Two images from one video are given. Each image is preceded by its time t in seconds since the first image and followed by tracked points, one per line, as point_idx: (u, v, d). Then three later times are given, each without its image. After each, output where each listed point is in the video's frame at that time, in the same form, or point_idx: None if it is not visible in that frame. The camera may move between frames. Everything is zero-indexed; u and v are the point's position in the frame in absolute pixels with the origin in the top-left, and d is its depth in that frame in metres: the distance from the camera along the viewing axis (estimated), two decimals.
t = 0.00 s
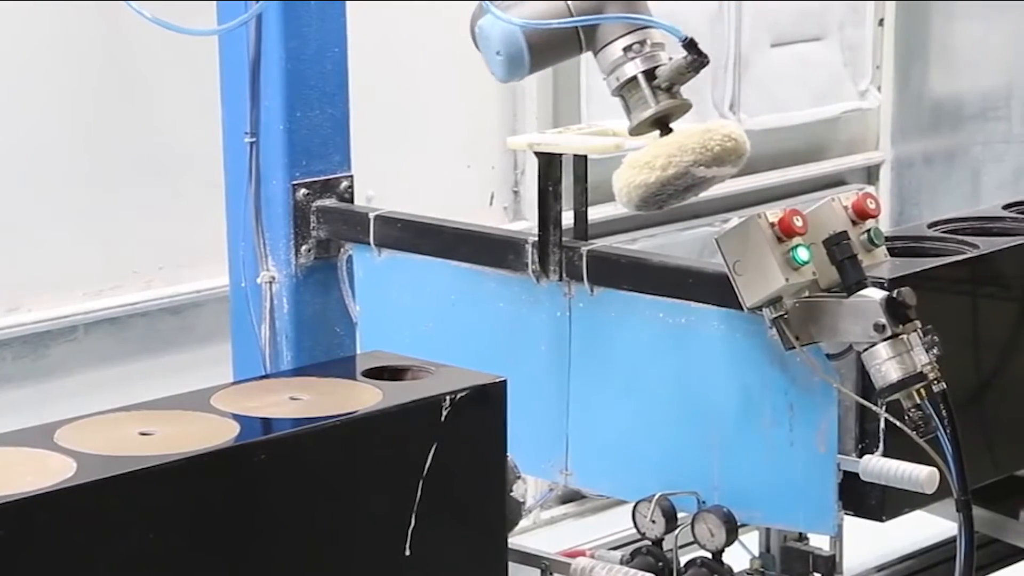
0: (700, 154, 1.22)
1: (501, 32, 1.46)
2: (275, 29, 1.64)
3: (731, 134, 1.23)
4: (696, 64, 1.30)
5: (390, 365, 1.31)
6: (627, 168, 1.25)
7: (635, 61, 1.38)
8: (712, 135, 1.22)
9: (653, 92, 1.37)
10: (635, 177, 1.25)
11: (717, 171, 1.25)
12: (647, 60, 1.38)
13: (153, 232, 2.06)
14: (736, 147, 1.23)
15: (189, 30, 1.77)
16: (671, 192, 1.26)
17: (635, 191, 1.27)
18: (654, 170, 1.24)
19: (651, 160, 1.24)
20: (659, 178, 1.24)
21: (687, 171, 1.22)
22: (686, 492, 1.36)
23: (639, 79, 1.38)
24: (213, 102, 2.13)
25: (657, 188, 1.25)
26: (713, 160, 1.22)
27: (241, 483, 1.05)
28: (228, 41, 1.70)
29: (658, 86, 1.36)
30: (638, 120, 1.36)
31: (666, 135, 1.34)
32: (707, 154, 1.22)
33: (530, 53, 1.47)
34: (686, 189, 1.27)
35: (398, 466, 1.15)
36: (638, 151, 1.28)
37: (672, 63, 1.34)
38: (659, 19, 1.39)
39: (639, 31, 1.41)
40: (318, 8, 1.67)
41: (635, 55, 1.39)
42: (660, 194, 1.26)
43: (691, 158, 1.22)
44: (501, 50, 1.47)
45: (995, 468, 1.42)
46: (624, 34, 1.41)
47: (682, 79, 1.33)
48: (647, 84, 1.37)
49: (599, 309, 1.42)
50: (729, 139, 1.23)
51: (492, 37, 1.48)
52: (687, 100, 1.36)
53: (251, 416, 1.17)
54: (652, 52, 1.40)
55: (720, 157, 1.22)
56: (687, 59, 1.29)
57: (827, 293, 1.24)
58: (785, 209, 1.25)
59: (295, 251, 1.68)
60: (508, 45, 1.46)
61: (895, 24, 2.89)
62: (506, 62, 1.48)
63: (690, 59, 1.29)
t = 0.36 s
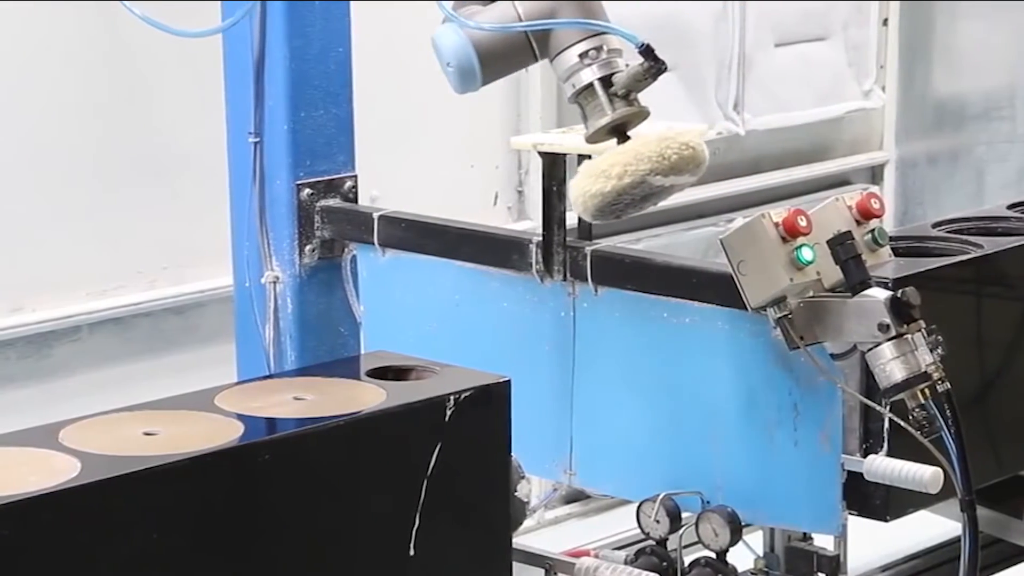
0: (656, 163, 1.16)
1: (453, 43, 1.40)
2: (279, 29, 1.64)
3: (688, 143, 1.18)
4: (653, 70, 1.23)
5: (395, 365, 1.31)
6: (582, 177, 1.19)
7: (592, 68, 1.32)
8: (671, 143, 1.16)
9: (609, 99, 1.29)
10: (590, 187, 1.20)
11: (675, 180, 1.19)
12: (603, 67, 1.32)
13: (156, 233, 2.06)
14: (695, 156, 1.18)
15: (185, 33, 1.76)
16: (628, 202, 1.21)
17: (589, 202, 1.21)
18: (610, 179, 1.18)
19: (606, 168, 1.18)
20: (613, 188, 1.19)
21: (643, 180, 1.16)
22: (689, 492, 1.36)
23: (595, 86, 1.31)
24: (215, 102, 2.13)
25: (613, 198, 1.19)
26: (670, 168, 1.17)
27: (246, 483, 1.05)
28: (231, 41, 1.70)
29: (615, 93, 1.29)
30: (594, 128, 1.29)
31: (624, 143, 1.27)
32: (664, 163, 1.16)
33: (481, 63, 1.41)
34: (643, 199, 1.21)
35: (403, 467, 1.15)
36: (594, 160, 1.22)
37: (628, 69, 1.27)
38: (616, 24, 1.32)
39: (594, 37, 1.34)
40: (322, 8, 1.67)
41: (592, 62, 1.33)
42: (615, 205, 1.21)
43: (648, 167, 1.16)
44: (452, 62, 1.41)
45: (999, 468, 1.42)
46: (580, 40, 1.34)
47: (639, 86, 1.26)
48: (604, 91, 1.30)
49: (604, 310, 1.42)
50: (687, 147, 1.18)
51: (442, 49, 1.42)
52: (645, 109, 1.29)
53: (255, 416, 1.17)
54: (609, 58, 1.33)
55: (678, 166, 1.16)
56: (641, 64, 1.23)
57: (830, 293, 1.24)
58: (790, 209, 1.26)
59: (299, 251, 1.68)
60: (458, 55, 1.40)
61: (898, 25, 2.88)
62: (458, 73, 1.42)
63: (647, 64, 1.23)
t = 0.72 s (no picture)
0: (615, 171, 1.17)
1: (411, 56, 1.45)
2: (284, 30, 1.64)
3: (648, 150, 1.19)
4: (613, 77, 1.29)
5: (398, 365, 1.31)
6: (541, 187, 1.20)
7: (551, 75, 1.35)
8: (630, 151, 1.17)
9: (568, 105, 1.34)
10: (550, 195, 1.21)
11: (636, 187, 1.20)
12: (562, 73, 1.35)
13: (160, 232, 2.06)
14: (655, 163, 1.19)
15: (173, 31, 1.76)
16: (589, 208, 1.22)
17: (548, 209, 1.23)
18: (568, 188, 1.19)
19: (563, 177, 1.20)
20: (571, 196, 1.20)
21: (601, 189, 1.18)
22: (694, 492, 1.36)
23: (554, 93, 1.35)
24: (219, 102, 2.13)
25: (572, 207, 1.21)
26: (630, 176, 1.18)
27: (250, 484, 1.05)
28: (235, 40, 1.70)
29: (573, 100, 1.34)
30: (553, 136, 1.34)
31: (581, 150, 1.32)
32: (623, 171, 1.17)
33: (438, 76, 1.45)
34: (605, 205, 1.22)
35: (407, 467, 1.15)
36: (555, 167, 1.24)
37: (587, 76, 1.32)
38: (574, 31, 1.35)
39: (552, 44, 1.38)
40: (327, 8, 1.67)
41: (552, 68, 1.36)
42: (573, 212, 1.22)
43: (606, 175, 1.17)
44: (409, 75, 1.46)
45: (1004, 468, 1.42)
46: (539, 47, 1.38)
47: (599, 93, 1.31)
48: (563, 98, 1.35)
49: (608, 309, 1.41)
50: (647, 154, 1.19)
51: (401, 61, 1.46)
52: (604, 115, 1.34)
53: (259, 416, 1.17)
54: (568, 64, 1.37)
55: (637, 174, 1.17)
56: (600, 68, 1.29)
57: (834, 293, 1.25)
58: (794, 209, 1.26)
59: (303, 251, 1.68)
60: (414, 70, 1.45)
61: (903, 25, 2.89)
62: (414, 86, 1.46)
63: (606, 71, 1.29)
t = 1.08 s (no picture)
0: (607, 179, 1.19)
1: (406, 62, 1.49)
2: (290, 30, 1.64)
3: (642, 158, 1.20)
4: (607, 83, 1.29)
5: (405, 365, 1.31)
6: (534, 194, 1.23)
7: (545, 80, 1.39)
8: (623, 159, 1.19)
9: (562, 111, 1.37)
10: (544, 201, 1.23)
11: (629, 193, 1.22)
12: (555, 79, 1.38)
13: (165, 233, 2.06)
14: (648, 170, 1.20)
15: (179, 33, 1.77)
16: (582, 213, 1.25)
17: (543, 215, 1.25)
18: (561, 195, 1.22)
19: (557, 184, 1.22)
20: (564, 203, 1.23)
21: (594, 197, 1.20)
22: (700, 492, 1.36)
23: (548, 99, 1.38)
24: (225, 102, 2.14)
25: (565, 212, 1.23)
26: (623, 184, 1.20)
27: (256, 483, 1.05)
28: (241, 39, 1.70)
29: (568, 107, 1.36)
30: (548, 141, 1.36)
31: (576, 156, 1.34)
32: (616, 180, 1.19)
33: (430, 83, 1.50)
34: (598, 210, 1.25)
35: (413, 467, 1.15)
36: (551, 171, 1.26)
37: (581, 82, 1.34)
38: (567, 38, 1.39)
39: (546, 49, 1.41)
40: (333, 8, 1.67)
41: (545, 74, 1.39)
42: (567, 217, 1.25)
43: (599, 183, 1.19)
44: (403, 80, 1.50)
45: (1011, 468, 1.42)
46: (533, 53, 1.41)
47: (592, 99, 1.32)
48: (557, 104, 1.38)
49: (614, 310, 1.41)
50: (641, 162, 1.21)
51: (395, 66, 1.50)
52: (599, 122, 1.35)
53: (266, 416, 1.17)
54: (562, 70, 1.40)
55: (629, 183, 1.19)
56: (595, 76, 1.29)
57: (841, 293, 1.25)
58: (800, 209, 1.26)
59: (309, 251, 1.68)
60: (409, 76, 1.50)
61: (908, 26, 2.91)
62: (409, 91, 1.51)
63: (601, 77, 1.29)
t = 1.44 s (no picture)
0: (598, 226, 1.12)
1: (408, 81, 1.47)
2: (298, 29, 1.64)
3: (636, 205, 1.12)
4: (608, 125, 1.26)
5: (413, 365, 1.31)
6: (522, 230, 1.15)
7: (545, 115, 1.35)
8: (617, 207, 1.11)
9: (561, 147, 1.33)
10: (532, 239, 1.16)
11: (618, 237, 1.15)
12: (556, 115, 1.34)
13: (172, 232, 2.07)
14: (641, 217, 1.13)
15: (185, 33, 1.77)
16: (571, 252, 1.17)
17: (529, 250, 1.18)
18: (550, 235, 1.14)
19: (546, 224, 1.15)
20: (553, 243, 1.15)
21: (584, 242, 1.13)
22: (707, 492, 1.36)
23: (547, 134, 1.34)
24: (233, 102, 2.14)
25: (553, 253, 1.16)
26: (613, 230, 1.13)
27: (263, 483, 1.05)
28: (249, 39, 1.70)
29: (567, 143, 1.32)
30: (542, 176, 1.32)
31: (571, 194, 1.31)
32: (606, 227, 1.12)
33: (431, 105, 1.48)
34: (586, 249, 1.17)
35: (421, 467, 1.15)
36: (540, 207, 1.18)
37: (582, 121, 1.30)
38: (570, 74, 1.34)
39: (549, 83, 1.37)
40: (340, 7, 1.66)
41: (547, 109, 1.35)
42: (553, 255, 1.17)
43: (588, 230, 1.12)
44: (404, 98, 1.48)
45: (1019, 468, 1.42)
46: (535, 86, 1.38)
47: (592, 139, 1.29)
48: (555, 140, 1.34)
49: (622, 310, 1.41)
50: (634, 208, 1.13)
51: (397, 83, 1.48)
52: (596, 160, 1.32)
53: (274, 416, 1.17)
54: (564, 105, 1.36)
55: (621, 231, 1.12)
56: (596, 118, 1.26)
57: (849, 293, 1.24)
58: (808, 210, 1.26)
59: (316, 251, 1.68)
60: (410, 95, 1.48)
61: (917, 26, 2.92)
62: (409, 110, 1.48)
63: (602, 119, 1.26)
